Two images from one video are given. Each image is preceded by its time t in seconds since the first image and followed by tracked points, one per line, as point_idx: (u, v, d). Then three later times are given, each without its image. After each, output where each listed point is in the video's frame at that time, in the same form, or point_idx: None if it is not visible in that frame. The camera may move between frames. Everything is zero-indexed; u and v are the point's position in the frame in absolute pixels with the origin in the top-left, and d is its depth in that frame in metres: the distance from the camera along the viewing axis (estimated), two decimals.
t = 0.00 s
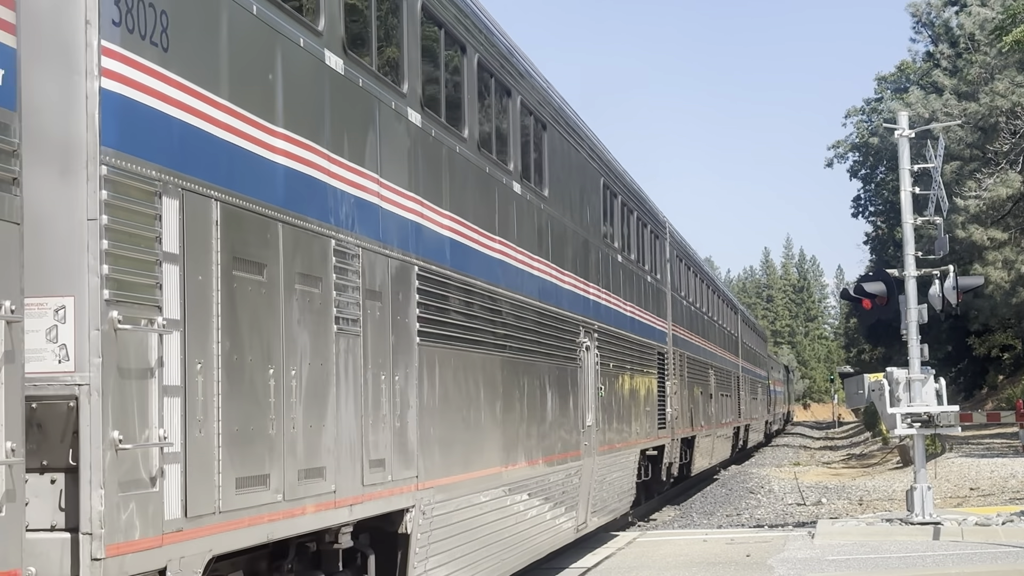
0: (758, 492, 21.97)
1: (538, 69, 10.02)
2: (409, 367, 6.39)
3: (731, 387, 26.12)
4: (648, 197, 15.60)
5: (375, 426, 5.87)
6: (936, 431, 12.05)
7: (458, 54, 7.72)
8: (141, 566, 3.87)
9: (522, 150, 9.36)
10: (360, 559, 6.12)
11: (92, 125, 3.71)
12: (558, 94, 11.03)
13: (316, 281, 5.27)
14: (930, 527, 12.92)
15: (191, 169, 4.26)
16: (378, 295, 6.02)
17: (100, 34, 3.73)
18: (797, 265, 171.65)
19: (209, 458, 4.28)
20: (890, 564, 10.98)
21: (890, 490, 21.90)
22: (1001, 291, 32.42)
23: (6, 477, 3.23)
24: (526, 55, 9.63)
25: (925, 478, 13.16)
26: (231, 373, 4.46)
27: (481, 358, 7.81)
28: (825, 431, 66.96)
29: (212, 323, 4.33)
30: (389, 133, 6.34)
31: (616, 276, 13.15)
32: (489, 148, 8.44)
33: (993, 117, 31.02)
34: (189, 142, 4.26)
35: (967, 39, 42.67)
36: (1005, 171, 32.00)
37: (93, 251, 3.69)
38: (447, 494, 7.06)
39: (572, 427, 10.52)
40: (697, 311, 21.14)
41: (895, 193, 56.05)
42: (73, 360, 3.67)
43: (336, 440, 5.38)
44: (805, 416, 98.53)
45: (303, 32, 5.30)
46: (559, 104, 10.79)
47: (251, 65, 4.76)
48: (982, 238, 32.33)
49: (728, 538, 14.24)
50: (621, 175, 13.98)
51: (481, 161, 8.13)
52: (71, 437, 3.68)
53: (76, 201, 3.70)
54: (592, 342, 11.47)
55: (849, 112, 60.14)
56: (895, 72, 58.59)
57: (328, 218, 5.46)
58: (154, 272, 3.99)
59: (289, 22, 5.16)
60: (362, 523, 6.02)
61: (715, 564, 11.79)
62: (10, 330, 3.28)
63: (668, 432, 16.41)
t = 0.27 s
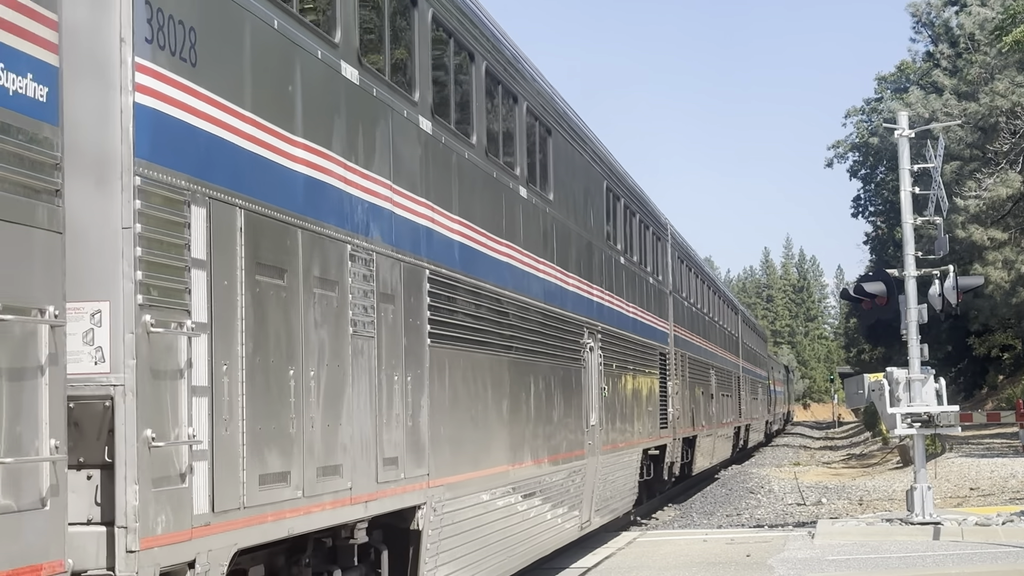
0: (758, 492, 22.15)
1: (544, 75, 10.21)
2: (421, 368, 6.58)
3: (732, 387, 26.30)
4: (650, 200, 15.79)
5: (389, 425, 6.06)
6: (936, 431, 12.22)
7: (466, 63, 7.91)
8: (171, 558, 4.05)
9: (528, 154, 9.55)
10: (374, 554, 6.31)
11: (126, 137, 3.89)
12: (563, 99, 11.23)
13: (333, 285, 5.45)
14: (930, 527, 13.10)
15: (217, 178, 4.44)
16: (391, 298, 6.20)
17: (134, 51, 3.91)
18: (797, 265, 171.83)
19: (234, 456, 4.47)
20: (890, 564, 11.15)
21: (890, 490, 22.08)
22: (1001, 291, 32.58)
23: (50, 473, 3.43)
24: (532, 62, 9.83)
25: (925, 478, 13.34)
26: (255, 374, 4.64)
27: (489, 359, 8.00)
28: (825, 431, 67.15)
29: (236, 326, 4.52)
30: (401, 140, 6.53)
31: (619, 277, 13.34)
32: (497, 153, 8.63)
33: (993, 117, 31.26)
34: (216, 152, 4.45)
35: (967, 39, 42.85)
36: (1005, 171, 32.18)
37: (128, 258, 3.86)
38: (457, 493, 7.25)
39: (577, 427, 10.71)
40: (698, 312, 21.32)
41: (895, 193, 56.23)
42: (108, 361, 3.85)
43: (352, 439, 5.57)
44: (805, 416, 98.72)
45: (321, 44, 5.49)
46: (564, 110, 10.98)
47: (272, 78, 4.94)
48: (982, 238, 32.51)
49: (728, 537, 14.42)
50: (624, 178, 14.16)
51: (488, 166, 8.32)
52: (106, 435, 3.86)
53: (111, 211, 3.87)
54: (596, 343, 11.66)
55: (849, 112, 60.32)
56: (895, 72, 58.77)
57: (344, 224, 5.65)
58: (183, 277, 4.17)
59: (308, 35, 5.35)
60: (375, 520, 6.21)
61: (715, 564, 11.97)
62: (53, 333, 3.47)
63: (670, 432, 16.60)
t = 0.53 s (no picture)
0: (758, 492, 22.31)
1: (549, 81, 10.40)
2: (432, 369, 6.75)
3: (732, 387, 26.48)
4: (652, 202, 15.97)
5: (402, 424, 6.23)
6: (936, 431, 12.40)
7: (474, 71, 8.10)
8: (200, 551, 4.23)
9: (534, 158, 9.73)
10: (386, 550, 6.49)
11: (157, 148, 4.06)
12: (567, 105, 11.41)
13: (348, 289, 5.64)
14: (930, 527, 13.27)
15: (240, 187, 4.63)
16: (404, 301, 6.39)
17: (164, 66, 4.08)
18: (797, 265, 172.00)
19: (257, 454, 4.64)
20: (890, 564, 11.32)
21: (890, 490, 22.26)
22: (1001, 291, 32.74)
23: (89, 469, 3.60)
24: (538, 68, 10.02)
25: (925, 478, 13.51)
26: (277, 374, 4.82)
27: (497, 360, 8.18)
28: (825, 431, 67.34)
29: (259, 329, 4.69)
30: (413, 147, 6.71)
31: (622, 279, 13.51)
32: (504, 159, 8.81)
33: (993, 117, 31.40)
34: (239, 161, 4.63)
35: (967, 39, 43.01)
36: (1005, 171, 32.34)
37: (159, 264, 4.03)
38: (466, 491, 7.43)
39: (581, 427, 10.89)
40: (699, 312, 21.50)
41: (895, 193, 56.38)
42: (140, 362, 4.02)
43: (368, 438, 5.74)
44: (805, 416, 98.89)
45: (337, 55, 5.68)
46: (569, 115, 11.16)
47: (291, 89, 5.13)
48: (982, 238, 32.67)
49: (728, 538, 14.60)
50: (626, 181, 14.34)
51: (496, 172, 8.50)
52: (138, 434, 4.02)
53: (142, 219, 4.04)
54: (600, 344, 11.84)
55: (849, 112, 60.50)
56: (895, 72, 58.94)
57: (359, 229, 5.83)
58: (209, 281, 4.35)
59: (325, 47, 5.53)
60: (388, 517, 6.39)
61: (716, 564, 12.13)
62: (92, 336, 3.64)
63: (672, 432, 16.77)
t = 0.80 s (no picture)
0: (758, 492, 22.48)
1: (554, 88, 10.59)
2: (441, 369, 6.93)
3: (732, 386, 26.66)
4: (654, 204, 16.15)
5: (414, 423, 6.41)
6: (936, 431, 12.56)
7: (482, 78, 8.29)
8: (225, 544, 4.40)
9: (539, 163, 9.91)
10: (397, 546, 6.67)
11: (185, 159, 4.23)
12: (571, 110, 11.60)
13: (362, 292, 5.82)
14: (930, 527, 13.44)
15: (262, 194, 4.80)
16: (415, 303, 6.57)
17: (191, 80, 4.25)
18: (798, 265, 172.17)
19: (277, 451, 4.82)
20: (890, 564, 11.49)
21: (890, 490, 22.42)
22: (1002, 290, 32.91)
23: (122, 466, 3.78)
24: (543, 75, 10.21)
25: (925, 478, 13.68)
26: (295, 375, 5.00)
27: (504, 361, 8.36)
28: (825, 431, 67.50)
29: (279, 332, 4.87)
30: (423, 153, 6.90)
31: (624, 281, 13.70)
32: (511, 164, 9.00)
33: (994, 117, 31.57)
34: (260, 170, 4.81)
35: (967, 39, 43.16)
36: (1005, 171, 32.51)
37: (186, 270, 4.21)
38: (473, 488, 7.61)
39: (585, 427, 11.06)
40: (700, 313, 21.68)
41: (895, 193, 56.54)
42: (168, 364, 4.19)
43: (381, 435, 5.93)
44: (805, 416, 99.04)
45: (352, 66, 5.86)
46: (573, 119, 11.34)
47: (308, 99, 5.31)
48: (982, 238, 32.84)
49: (728, 538, 14.77)
50: (629, 184, 14.52)
51: (503, 177, 8.69)
52: (166, 432, 4.19)
53: (171, 227, 4.21)
54: (603, 345, 12.03)
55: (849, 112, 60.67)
56: (895, 72, 59.09)
57: (373, 234, 6.02)
58: (233, 286, 4.52)
59: (340, 58, 5.72)
60: (400, 513, 6.56)
61: (716, 564, 12.29)
62: (125, 339, 3.81)
63: (673, 432, 16.95)
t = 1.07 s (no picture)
0: (758, 493, 22.64)
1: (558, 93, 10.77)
2: (450, 370, 7.10)
3: (733, 387, 26.84)
4: (655, 207, 16.33)
5: (424, 422, 6.58)
6: (936, 431, 12.73)
7: (489, 84, 8.47)
8: (247, 539, 4.57)
9: (544, 167, 10.09)
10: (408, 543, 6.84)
11: (210, 169, 4.39)
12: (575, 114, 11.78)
13: (375, 295, 5.99)
14: (930, 527, 13.61)
15: (281, 202, 4.98)
16: (425, 305, 6.74)
17: (215, 93, 4.42)
18: (798, 264, 172.32)
19: (296, 449, 4.99)
20: (890, 564, 11.65)
21: (890, 490, 22.58)
22: (1001, 290, 33.07)
23: (152, 463, 3.94)
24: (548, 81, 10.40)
25: (925, 478, 13.85)
26: (313, 376, 5.17)
27: (510, 362, 8.54)
28: (826, 431, 67.67)
29: (297, 334, 5.05)
30: (433, 159, 7.08)
31: (627, 283, 13.87)
32: (517, 168, 9.18)
33: (993, 117, 31.70)
34: (280, 178, 4.98)
35: (967, 39, 43.27)
36: (1005, 171, 32.66)
37: (211, 275, 4.37)
38: (481, 487, 7.78)
39: (589, 427, 11.23)
40: (701, 314, 21.85)
41: (895, 193, 56.69)
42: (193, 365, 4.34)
43: (393, 434, 6.10)
44: (805, 416, 99.19)
45: (365, 75, 6.04)
46: (576, 124, 11.51)
47: (325, 109, 5.50)
48: (982, 238, 32.99)
49: (728, 538, 14.93)
50: (631, 186, 14.69)
51: (510, 181, 8.87)
52: (191, 430, 4.35)
53: (197, 233, 4.37)
54: (606, 346, 12.20)
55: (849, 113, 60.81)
56: (895, 72, 59.21)
57: (385, 238, 6.19)
58: (254, 290, 4.69)
59: (355, 68, 5.91)
60: (411, 511, 6.74)
61: (716, 564, 12.45)
62: (155, 341, 3.98)
63: (675, 432, 17.11)
